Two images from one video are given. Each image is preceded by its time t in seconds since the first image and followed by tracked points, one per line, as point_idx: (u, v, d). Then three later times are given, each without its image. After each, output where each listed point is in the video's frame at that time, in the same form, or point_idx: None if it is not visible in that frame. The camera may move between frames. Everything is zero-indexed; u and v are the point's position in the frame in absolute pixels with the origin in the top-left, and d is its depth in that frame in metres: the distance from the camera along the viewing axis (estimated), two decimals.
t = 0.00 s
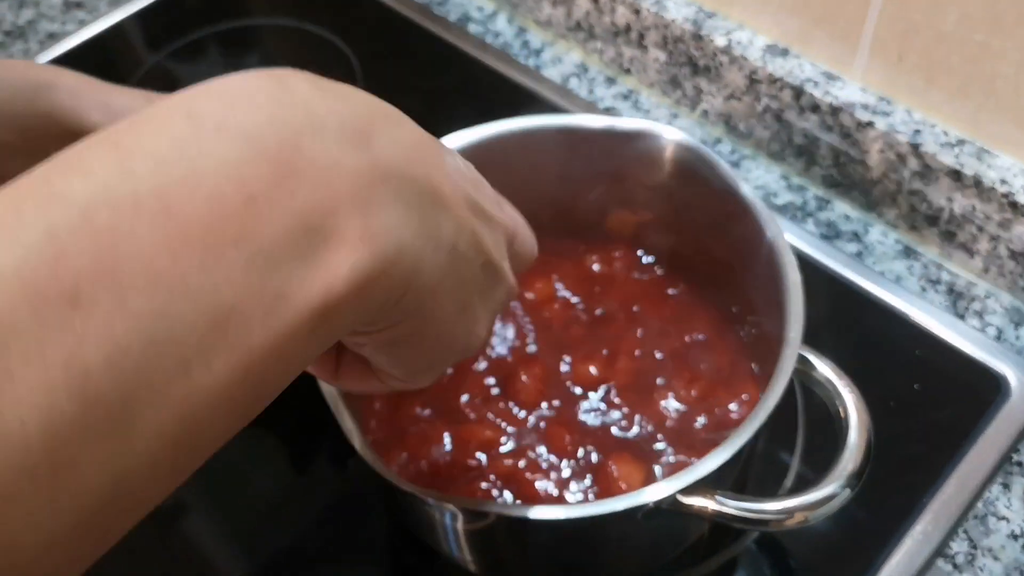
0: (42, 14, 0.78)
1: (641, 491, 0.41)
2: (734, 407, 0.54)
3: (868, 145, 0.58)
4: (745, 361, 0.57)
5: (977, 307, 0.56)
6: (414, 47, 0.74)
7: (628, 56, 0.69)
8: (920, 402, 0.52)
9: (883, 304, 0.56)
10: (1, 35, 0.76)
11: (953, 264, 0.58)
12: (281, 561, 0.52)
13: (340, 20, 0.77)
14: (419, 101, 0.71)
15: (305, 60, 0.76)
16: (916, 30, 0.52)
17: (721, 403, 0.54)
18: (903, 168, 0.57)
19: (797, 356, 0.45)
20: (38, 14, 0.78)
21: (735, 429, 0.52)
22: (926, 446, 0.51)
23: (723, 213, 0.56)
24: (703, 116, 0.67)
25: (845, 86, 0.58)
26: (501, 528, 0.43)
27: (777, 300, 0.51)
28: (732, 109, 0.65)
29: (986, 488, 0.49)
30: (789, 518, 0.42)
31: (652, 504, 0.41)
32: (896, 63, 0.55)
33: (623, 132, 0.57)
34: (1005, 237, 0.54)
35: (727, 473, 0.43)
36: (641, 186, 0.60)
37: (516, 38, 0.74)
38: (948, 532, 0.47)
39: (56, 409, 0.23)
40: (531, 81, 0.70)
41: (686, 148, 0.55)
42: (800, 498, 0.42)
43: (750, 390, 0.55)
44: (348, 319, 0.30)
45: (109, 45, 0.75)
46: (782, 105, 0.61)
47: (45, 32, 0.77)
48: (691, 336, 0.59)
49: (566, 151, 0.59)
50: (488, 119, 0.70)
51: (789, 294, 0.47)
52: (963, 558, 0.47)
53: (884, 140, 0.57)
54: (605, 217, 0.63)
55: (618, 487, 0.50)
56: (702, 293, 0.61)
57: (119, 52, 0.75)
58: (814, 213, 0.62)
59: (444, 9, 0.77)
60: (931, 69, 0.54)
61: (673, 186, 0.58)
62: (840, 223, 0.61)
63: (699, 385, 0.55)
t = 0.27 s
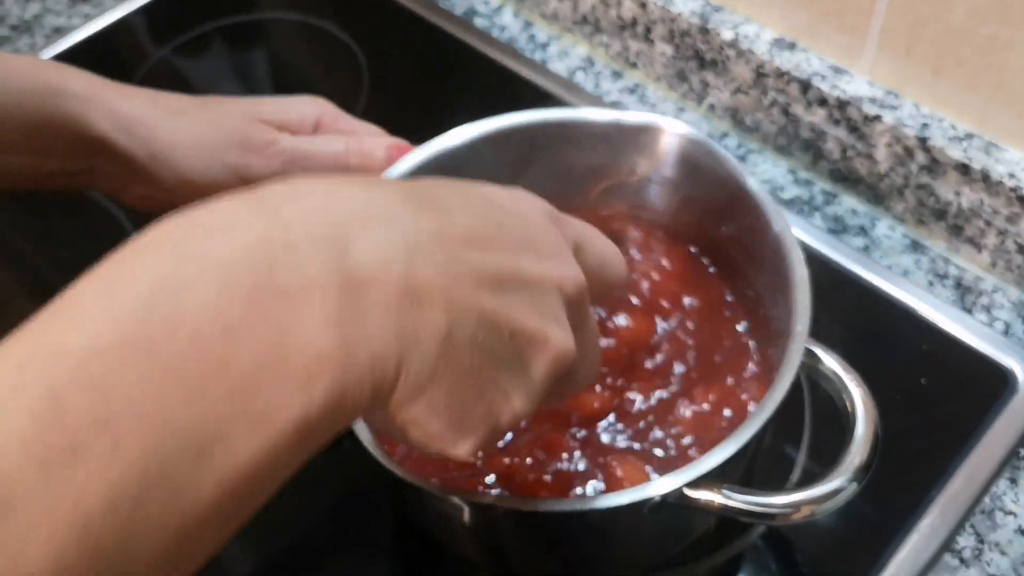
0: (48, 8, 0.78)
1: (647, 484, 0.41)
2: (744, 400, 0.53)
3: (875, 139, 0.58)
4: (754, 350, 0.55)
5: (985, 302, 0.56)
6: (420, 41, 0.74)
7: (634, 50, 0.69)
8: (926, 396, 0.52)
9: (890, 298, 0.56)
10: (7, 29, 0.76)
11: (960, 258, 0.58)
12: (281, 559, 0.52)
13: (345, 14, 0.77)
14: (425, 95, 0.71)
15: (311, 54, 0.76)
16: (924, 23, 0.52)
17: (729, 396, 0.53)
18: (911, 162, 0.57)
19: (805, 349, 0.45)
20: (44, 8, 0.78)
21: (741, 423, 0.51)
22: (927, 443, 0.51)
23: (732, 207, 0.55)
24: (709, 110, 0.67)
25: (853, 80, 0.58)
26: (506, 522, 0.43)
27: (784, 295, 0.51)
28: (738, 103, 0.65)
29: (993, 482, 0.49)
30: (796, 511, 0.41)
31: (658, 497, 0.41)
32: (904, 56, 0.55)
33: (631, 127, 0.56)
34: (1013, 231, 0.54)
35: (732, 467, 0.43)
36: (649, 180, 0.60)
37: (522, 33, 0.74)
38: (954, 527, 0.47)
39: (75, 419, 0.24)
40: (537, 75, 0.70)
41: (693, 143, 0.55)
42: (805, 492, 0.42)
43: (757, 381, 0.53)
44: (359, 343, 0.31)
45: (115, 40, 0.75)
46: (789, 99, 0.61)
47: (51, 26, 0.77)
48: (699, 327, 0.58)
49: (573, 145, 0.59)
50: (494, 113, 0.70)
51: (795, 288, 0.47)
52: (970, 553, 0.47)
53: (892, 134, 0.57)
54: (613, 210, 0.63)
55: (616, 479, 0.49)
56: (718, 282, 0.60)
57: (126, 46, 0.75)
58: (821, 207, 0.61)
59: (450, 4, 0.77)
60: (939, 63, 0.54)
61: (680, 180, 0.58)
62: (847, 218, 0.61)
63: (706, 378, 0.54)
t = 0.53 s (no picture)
0: None
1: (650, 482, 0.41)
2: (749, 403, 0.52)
3: (879, 133, 0.57)
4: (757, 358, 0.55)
5: (989, 297, 0.56)
6: (421, 34, 0.73)
7: (636, 44, 0.69)
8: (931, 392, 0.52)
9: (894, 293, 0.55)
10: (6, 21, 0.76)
11: (965, 253, 0.58)
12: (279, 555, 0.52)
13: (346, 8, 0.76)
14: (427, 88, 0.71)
15: (312, 47, 0.75)
16: (930, 16, 0.52)
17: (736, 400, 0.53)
18: (915, 156, 0.56)
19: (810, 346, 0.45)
20: None
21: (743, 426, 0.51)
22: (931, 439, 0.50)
23: (735, 202, 0.55)
24: (712, 103, 0.67)
25: (857, 73, 0.58)
26: (506, 520, 0.43)
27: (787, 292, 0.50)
28: (741, 96, 0.64)
29: (998, 478, 0.48)
30: (800, 509, 0.41)
31: (661, 494, 0.41)
32: (908, 49, 0.55)
33: (635, 121, 0.56)
34: (1018, 225, 0.54)
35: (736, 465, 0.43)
36: (653, 175, 0.59)
37: (524, 26, 0.74)
38: (959, 523, 0.47)
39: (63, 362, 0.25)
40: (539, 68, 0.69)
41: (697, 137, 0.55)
42: (809, 489, 0.41)
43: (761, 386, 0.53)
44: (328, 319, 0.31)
45: (115, 32, 0.74)
46: (792, 93, 0.61)
47: (49, 18, 0.77)
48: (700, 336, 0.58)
49: (577, 140, 0.58)
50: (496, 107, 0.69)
51: (801, 285, 0.47)
52: (975, 549, 0.46)
53: (896, 128, 0.56)
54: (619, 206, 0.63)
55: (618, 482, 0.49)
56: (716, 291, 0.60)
57: (126, 38, 0.75)
58: (824, 202, 0.61)
59: None
60: (944, 56, 0.53)
61: (685, 174, 0.58)
62: (850, 212, 0.60)
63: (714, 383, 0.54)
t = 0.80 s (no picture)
0: None
1: (652, 480, 0.40)
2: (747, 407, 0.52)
3: (881, 129, 0.57)
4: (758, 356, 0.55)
5: (992, 294, 0.55)
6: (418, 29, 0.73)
7: (636, 39, 0.68)
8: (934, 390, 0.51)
9: (896, 290, 0.55)
10: None
11: (967, 250, 0.57)
12: (277, 553, 0.50)
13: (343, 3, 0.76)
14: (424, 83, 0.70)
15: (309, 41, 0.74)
16: (934, 11, 0.51)
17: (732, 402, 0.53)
18: (917, 153, 0.56)
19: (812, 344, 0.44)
20: None
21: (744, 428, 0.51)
22: (933, 437, 0.50)
23: (735, 198, 0.54)
24: (712, 99, 0.66)
25: (860, 68, 0.57)
26: (501, 520, 0.42)
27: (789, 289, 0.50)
28: (742, 92, 0.64)
29: (1001, 478, 0.48)
30: (802, 510, 0.40)
31: (662, 493, 0.40)
32: (911, 44, 0.54)
33: (635, 116, 0.55)
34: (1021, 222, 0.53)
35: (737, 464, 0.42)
36: (652, 171, 0.59)
37: (523, 21, 0.73)
38: (962, 522, 0.46)
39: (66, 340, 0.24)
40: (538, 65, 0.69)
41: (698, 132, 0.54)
42: (810, 489, 0.41)
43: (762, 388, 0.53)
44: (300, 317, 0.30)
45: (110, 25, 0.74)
46: (794, 88, 0.60)
47: (43, 11, 0.76)
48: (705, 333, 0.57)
49: (576, 134, 0.58)
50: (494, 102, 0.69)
51: (801, 282, 0.46)
52: (979, 549, 0.46)
53: (898, 123, 0.56)
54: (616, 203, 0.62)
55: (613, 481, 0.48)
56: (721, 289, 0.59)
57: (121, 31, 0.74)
58: (825, 198, 0.60)
59: None
60: (948, 51, 0.53)
61: (684, 170, 0.57)
62: (851, 208, 0.60)
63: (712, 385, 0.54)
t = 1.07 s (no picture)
0: None
1: (639, 492, 0.40)
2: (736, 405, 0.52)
3: (876, 132, 0.56)
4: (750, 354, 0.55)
5: (986, 301, 0.54)
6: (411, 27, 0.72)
7: (630, 38, 0.67)
8: (927, 399, 0.51)
9: (889, 297, 0.54)
10: None
11: (961, 256, 0.57)
12: (277, 553, 0.50)
13: None
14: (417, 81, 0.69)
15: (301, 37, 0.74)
16: (930, 13, 0.51)
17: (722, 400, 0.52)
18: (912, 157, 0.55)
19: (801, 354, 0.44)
20: None
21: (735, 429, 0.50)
22: (925, 446, 0.49)
23: (728, 202, 0.54)
24: (706, 100, 0.65)
25: (855, 71, 0.57)
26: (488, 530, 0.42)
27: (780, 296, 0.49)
28: (736, 93, 0.63)
29: (992, 488, 0.47)
30: (791, 522, 0.40)
31: (649, 505, 0.40)
32: (907, 46, 0.53)
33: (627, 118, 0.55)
34: (1017, 228, 0.53)
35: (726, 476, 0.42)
36: (643, 173, 0.59)
37: (516, 19, 0.72)
38: (953, 533, 0.46)
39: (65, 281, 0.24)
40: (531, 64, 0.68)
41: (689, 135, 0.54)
42: (799, 501, 0.40)
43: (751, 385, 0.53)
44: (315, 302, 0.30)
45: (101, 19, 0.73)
46: (788, 90, 0.59)
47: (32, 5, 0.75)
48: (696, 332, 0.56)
49: (566, 135, 0.57)
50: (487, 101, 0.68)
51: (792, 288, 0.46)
52: (968, 561, 0.45)
53: (893, 127, 0.55)
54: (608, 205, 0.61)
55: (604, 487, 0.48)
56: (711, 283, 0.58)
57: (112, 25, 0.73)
58: (819, 202, 0.60)
59: None
60: (944, 55, 0.52)
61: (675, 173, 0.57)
62: (846, 213, 0.59)
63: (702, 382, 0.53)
